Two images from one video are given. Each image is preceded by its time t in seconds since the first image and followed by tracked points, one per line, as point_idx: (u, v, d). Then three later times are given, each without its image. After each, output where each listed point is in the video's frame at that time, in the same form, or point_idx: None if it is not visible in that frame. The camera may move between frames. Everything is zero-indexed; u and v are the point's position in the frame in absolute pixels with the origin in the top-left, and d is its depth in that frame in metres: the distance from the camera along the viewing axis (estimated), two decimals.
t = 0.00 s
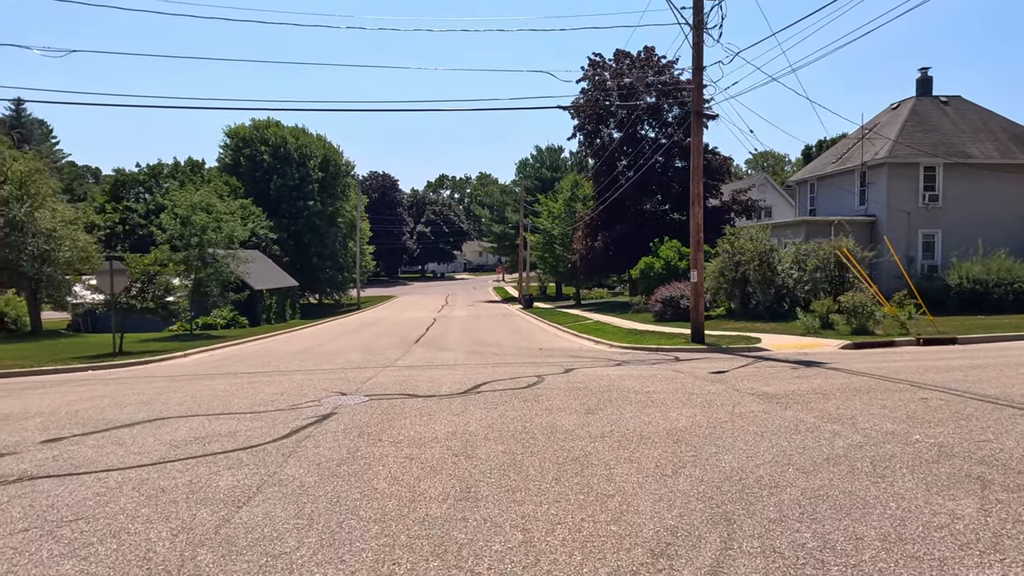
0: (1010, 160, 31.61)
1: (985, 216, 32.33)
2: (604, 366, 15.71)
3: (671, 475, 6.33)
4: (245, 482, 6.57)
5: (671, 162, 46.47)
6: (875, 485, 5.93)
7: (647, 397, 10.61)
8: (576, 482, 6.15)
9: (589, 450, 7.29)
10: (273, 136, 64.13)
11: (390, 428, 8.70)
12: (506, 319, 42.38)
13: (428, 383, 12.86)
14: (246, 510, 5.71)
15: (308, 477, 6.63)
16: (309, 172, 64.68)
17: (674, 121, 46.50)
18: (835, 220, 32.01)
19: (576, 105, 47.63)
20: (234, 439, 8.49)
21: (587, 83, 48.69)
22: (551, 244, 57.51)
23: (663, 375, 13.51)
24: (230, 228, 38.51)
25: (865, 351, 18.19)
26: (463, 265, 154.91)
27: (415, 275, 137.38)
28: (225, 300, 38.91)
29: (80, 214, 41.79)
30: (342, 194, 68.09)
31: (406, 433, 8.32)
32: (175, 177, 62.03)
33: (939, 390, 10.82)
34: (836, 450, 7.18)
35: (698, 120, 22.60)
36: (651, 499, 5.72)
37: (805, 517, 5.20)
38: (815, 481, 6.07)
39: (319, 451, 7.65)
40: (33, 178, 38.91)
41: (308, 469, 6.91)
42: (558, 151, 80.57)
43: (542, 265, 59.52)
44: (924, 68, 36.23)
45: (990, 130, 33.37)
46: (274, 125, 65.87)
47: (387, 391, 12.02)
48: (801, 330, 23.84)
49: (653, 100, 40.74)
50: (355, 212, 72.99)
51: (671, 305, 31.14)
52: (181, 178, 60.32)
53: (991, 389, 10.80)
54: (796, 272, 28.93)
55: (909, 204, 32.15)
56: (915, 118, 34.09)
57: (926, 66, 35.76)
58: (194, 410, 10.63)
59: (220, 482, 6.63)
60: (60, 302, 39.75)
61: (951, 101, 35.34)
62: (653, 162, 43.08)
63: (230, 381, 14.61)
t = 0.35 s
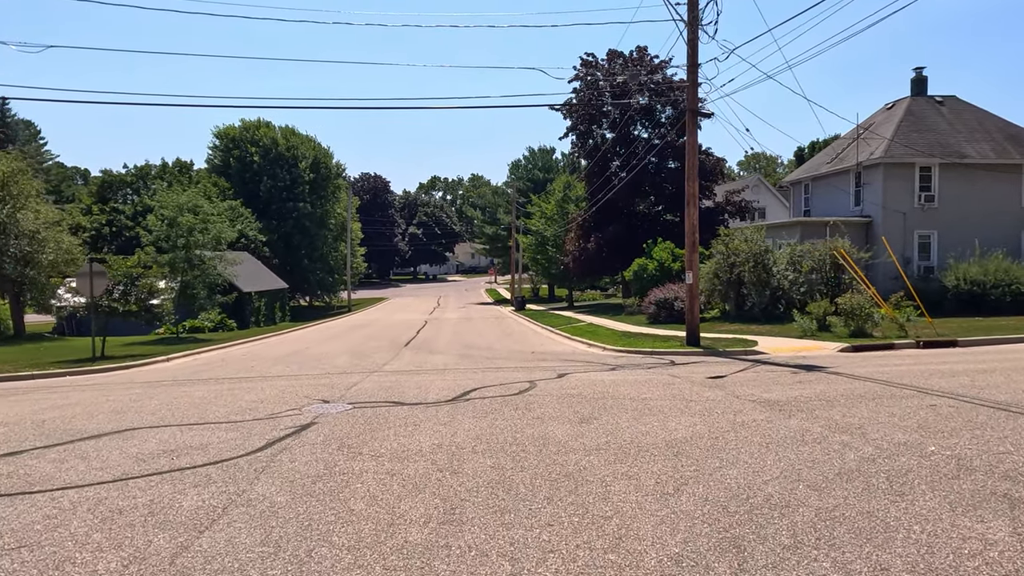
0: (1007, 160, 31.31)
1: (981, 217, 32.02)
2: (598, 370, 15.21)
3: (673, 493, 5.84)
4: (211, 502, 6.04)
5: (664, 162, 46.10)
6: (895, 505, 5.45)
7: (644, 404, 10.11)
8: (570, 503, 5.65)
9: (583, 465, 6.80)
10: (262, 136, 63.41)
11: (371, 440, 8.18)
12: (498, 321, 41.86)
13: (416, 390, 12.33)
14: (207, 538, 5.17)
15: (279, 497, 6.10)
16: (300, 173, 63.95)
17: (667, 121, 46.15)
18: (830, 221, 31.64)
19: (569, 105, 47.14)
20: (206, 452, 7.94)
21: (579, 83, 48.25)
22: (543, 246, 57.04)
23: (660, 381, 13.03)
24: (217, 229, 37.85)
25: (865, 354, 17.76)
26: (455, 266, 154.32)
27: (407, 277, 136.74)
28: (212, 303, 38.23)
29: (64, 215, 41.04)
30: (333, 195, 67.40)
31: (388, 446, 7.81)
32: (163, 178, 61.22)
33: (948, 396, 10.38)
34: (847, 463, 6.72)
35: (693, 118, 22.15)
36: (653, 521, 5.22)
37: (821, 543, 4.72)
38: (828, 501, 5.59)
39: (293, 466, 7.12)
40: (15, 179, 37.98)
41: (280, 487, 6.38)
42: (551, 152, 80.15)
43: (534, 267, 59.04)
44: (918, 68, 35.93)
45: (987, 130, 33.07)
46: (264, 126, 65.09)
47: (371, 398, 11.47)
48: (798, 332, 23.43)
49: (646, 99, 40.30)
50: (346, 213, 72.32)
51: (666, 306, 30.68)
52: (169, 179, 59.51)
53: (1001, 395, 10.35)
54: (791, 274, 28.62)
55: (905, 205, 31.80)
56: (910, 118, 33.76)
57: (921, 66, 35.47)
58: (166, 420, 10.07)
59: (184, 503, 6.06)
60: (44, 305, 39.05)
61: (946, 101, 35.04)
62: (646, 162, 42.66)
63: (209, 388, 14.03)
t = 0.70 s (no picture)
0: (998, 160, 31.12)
1: (973, 218, 31.82)
2: (589, 375, 14.75)
3: (671, 514, 5.37)
4: (167, 526, 5.51)
5: (654, 163, 45.89)
6: (914, 527, 5.00)
7: (637, 413, 9.66)
8: (560, 527, 5.17)
9: (573, 481, 6.32)
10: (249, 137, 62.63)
11: (348, 453, 7.68)
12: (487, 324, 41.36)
13: (399, 397, 11.81)
14: (158, 569, 4.66)
15: (242, 520, 5.59)
16: (287, 175, 63.18)
17: (656, 122, 45.87)
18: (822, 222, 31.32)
19: (558, 105, 46.69)
20: (169, 468, 7.39)
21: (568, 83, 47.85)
22: (532, 248, 56.62)
23: (653, 386, 12.57)
24: (200, 231, 37.21)
25: (861, 357, 17.37)
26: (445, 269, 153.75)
27: (395, 279, 136.06)
28: (195, 306, 37.53)
29: (43, 217, 40.26)
30: (320, 197, 66.67)
31: (365, 460, 7.31)
32: (147, 179, 60.40)
33: (952, 402, 9.96)
34: (856, 478, 6.26)
35: (685, 117, 21.74)
36: (650, 548, 4.76)
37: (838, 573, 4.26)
38: (840, 523, 5.13)
39: (261, 484, 6.59)
40: None
41: (244, 509, 5.85)
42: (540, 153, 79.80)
43: (523, 268, 58.58)
44: (909, 68, 35.72)
45: (977, 130, 32.90)
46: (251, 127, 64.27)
47: (351, 406, 10.94)
48: (791, 335, 23.07)
49: (636, 100, 40.02)
50: (333, 216, 71.70)
51: (656, 309, 30.27)
52: (153, 180, 58.67)
53: (1008, 401, 9.94)
54: (783, 276, 28.26)
55: (896, 205, 31.54)
56: (901, 118, 33.53)
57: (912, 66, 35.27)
58: (133, 432, 9.51)
59: (137, 527, 5.52)
60: (21, 308, 38.19)
61: (937, 101, 34.84)
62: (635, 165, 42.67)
63: (184, 395, 13.46)
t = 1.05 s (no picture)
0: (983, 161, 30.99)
1: (959, 218, 31.67)
2: (573, 380, 14.25)
3: (664, 541, 4.86)
4: (104, 558, 4.95)
5: (638, 164, 45.58)
6: (931, 554, 4.53)
7: (624, 422, 9.16)
8: (541, 557, 4.65)
9: (557, 501, 5.81)
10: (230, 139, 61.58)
11: (314, 469, 7.13)
12: (471, 326, 40.80)
13: (374, 405, 11.24)
14: None
15: (189, 550, 5.04)
16: (269, 178, 62.05)
17: (641, 122, 45.55)
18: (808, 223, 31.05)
19: (542, 105, 46.25)
20: (118, 487, 6.80)
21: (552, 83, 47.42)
22: (516, 249, 56.15)
23: (640, 392, 12.08)
24: (176, 232, 36.37)
25: (851, 360, 17.01)
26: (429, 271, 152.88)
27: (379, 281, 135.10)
28: (171, 310, 36.67)
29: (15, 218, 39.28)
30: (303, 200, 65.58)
31: (331, 477, 6.77)
32: (124, 179, 59.35)
33: (952, 409, 9.54)
34: (861, 496, 5.79)
35: (670, 115, 21.32)
36: None
37: None
38: (851, 550, 4.63)
39: (215, 506, 6.03)
40: None
41: (192, 538, 5.28)
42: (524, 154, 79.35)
43: (507, 270, 58.11)
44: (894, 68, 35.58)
45: (962, 131, 32.78)
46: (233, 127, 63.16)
47: (322, 415, 10.38)
48: (778, 338, 22.68)
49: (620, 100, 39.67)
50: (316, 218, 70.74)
51: (642, 311, 29.86)
52: (129, 181, 57.64)
53: (1009, 408, 9.53)
54: (769, 277, 27.93)
55: (882, 205, 31.32)
56: (886, 119, 33.34)
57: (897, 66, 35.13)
58: (87, 445, 8.91)
59: (71, 559, 4.96)
60: None
61: (922, 101, 34.71)
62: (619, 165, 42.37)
63: (149, 403, 12.82)
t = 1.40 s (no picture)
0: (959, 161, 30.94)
1: (936, 218, 31.57)
2: (550, 387, 13.66)
3: None
4: None
5: (615, 165, 45.26)
6: None
7: (603, 433, 8.57)
8: None
9: (528, 530, 5.21)
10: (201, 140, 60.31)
11: (262, 492, 6.47)
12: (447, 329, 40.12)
13: (336, 416, 10.56)
14: None
15: None
16: (242, 180, 60.79)
17: (618, 123, 45.21)
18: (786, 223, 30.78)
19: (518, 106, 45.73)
20: (38, 515, 6.07)
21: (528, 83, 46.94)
22: (493, 251, 55.57)
23: (619, 400, 11.52)
24: (141, 234, 35.30)
25: (834, 363, 16.60)
26: (406, 273, 151.63)
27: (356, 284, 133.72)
28: (137, 314, 35.56)
29: None
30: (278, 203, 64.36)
31: (280, 503, 6.11)
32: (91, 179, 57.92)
33: (946, 416, 9.07)
34: (863, 519, 5.26)
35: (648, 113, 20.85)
36: None
37: None
38: None
39: (144, 539, 5.36)
40: None
41: None
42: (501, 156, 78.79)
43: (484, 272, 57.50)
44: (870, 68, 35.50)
45: (939, 132, 32.72)
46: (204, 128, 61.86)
47: (280, 428, 9.68)
48: (758, 340, 22.24)
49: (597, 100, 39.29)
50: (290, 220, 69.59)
51: (620, 313, 29.41)
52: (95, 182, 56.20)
53: (1004, 415, 9.08)
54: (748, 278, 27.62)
55: (860, 206, 31.13)
56: (863, 119, 33.21)
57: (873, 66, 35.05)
58: (18, 464, 8.16)
59: None
60: None
61: (899, 102, 34.63)
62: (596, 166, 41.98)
63: (98, 415, 12.02)
